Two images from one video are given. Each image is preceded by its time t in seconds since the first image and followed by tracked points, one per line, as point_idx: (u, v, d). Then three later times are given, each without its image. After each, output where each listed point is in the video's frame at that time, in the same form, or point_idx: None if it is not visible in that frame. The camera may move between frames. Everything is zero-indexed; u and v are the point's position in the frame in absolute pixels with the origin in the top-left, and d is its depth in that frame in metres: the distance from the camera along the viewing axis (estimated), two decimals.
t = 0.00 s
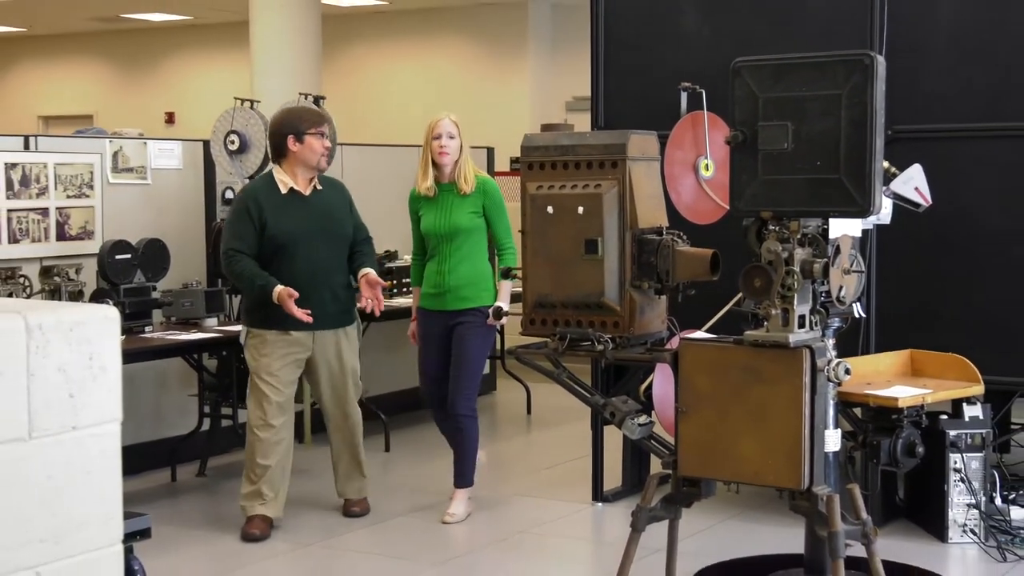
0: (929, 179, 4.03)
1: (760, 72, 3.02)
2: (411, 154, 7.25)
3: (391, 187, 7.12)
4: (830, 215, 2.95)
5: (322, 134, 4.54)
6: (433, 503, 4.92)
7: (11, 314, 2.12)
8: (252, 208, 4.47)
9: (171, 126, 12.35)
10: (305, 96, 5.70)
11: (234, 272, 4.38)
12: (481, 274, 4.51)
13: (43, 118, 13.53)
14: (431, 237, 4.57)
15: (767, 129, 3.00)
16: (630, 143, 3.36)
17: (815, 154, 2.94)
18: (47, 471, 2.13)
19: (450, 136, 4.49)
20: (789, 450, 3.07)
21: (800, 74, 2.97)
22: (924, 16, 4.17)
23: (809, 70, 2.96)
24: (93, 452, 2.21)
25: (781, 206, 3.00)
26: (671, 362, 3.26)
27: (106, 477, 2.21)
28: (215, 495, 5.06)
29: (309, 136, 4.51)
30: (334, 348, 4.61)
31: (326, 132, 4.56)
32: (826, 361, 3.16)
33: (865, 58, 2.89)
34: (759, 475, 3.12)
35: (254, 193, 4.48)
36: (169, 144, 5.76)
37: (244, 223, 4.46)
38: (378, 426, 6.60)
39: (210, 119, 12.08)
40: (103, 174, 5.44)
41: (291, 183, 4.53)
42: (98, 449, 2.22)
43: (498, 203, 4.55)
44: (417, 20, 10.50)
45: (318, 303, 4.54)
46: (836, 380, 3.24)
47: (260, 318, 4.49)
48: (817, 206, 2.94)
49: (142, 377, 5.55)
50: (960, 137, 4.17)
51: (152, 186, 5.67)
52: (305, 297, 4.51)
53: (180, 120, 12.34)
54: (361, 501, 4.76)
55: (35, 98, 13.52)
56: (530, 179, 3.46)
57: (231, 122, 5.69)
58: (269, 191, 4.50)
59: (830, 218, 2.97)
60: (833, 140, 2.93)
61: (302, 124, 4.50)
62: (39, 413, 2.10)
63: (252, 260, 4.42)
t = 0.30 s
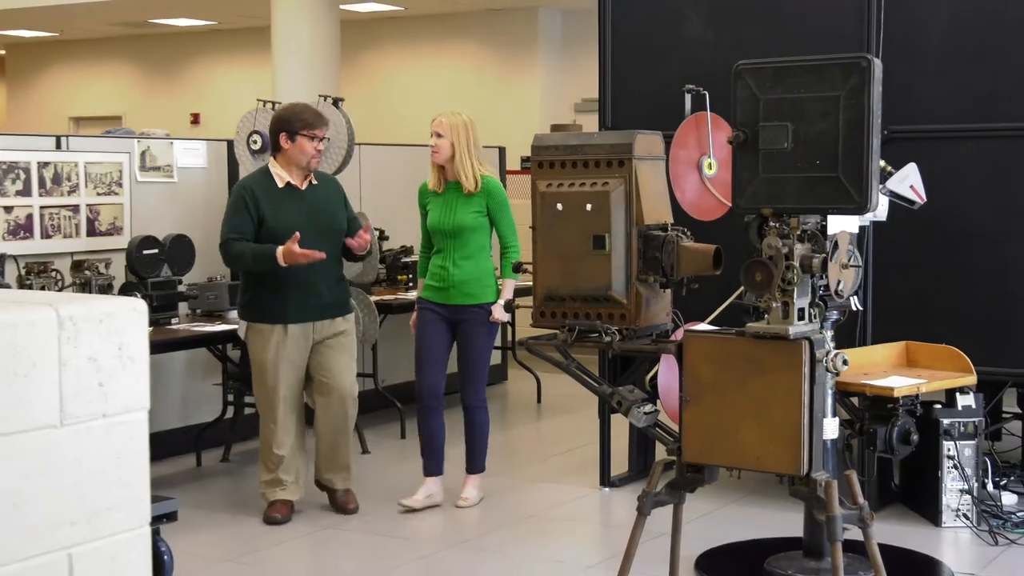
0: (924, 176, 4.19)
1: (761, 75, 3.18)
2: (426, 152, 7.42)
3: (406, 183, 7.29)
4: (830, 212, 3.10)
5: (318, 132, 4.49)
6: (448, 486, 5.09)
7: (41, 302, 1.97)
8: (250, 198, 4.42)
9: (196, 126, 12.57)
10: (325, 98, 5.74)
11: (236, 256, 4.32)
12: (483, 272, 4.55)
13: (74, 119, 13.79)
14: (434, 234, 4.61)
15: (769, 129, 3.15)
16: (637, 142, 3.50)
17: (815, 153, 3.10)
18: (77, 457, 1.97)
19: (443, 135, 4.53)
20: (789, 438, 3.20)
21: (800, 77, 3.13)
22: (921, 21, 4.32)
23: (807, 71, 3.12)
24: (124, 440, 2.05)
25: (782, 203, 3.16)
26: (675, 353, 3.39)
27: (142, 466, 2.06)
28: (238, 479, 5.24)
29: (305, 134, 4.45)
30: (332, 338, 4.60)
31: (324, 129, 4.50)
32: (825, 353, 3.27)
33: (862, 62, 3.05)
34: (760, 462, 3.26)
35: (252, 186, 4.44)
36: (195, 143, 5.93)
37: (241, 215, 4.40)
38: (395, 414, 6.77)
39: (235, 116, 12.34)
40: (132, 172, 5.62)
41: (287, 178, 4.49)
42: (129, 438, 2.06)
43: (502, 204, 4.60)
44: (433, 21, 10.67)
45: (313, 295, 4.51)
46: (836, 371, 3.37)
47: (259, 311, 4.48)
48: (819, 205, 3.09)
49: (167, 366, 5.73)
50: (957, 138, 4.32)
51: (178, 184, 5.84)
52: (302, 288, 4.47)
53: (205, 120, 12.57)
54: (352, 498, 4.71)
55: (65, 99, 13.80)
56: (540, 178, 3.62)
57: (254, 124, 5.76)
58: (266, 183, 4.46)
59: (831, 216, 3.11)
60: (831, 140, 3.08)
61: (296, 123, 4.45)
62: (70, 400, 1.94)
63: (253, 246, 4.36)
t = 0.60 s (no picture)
0: (924, 173, 4.33)
1: (768, 74, 3.24)
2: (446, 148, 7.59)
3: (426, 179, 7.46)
4: (833, 209, 3.16)
5: (339, 132, 4.62)
6: (466, 471, 5.25)
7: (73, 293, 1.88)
8: (272, 200, 4.54)
9: (224, 126, 12.96)
10: (348, 98, 5.91)
11: (261, 256, 4.43)
12: (483, 272, 4.61)
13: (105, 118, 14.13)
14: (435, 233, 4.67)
15: (774, 129, 3.21)
16: (646, 140, 3.65)
17: (817, 152, 3.16)
18: (110, 442, 1.87)
19: (446, 137, 4.60)
20: (794, 425, 3.33)
21: (805, 77, 3.19)
22: (920, 25, 4.47)
23: (810, 73, 3.19)
24: (156, 425, 1.95)
25: (785, 200, 3.22)
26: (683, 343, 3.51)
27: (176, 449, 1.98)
28: (265, 465, 5.41)
29: (328, 134, 4.58)
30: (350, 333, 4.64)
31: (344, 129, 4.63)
32: (828, 344, 3.38)
33: (865, 64, 3.11)
34: (767, 447, 3.38)
35: (275, 188, 4.56)
36: (223, 141, 6.10)
37: (264, 216, 4.53)
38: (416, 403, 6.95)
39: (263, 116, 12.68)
40: (162, 169, 5.79)
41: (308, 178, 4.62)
42: (161, 425, 1.97)
43: (503, 206, 4.65)
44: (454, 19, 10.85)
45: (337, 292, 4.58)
46: (837, 361, 3.47)
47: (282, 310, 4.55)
48: (821, 201, 3.15)
49: (196, 354, 5.90)
50: (957, 137, 4.47)
51: (207, 180, 6.01)
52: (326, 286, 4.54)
53: (233, 121, 12.94)
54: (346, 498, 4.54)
55: (95, 99, 14.13)
56: (555, 176, 3.76)
57: (280, 123, 5.92)
58: (287, 185, 4.58)
59: (832, 213, 3.18)
60: (834, 139, 3.15)
61: (320, 123, 4.57)
62: (102, 386, 1.85)
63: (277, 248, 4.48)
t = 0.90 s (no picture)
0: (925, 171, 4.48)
1: (773, 73, 3.21)
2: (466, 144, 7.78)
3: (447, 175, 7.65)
4: (838, 206, 3.13)
5: (369, 129, 4.67)
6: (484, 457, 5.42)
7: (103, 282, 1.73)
8: (302, 194, 4.60)
9: (251, 126, 13.36)
10: (370, 97, 6.08)
11: (287, 247, 4.50)
12: (482, 265, 4.69)
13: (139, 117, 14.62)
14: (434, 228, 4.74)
15: (780, 126, 3.16)
16: (658, 138, 3.57)
17: (824, 148, 3.11)
18: (141, 429, 1.72)
19: (452, 130, 4.64)
20: (799, 414, 3.30)
21: (810, 77, 3.15)
22: (922, 27, 4.62)
23: (814, 71, 3.14)
24: (183, 415, 1.78)
25: (792, 197, 3.17)
26: (692, 335, 3.50)
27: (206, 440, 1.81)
28: (290, 450, 5.59)
29: (359, 131, 4.63)
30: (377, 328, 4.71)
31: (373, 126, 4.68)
32: (832, 336, 3.39)
33: (869, 62, 3.07)
34: (771, 434, 3.36)
35: (305, 183, 4.63)
36: (251, 140, 6.29)
37: (293, 209, 4.59)
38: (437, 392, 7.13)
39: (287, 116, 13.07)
40: (192, 167, 5.98)
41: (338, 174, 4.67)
42: (192, 413, 1.79)
43: (500, 201, 4.77)
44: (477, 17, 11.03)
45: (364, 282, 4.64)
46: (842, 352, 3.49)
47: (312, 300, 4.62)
48: (827, 199, 3.11)
49: (224, 344, 6.09)
50: (958, 135, 4.61)
51: (235, 177, 6.20)
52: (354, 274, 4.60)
53: (260, 121, 13.34)
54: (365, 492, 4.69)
55: (131, 98, 14.64)
56: (568, 172, 3.70)
57: (304, 123, 6.10)
58: (318, 180, 4.65)
59: (838, 209, 3.14)
60: (839, 137, 3.10)
61: (351, 121, 4.62)
62: (137, 373, 1.70)
63: (304, 239, 4.54)
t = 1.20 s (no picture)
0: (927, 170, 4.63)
1: (783, 76, 3.38)
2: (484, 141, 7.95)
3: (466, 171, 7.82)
4: (840, 202, 3.30)
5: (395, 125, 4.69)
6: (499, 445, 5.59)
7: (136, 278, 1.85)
8: (332, 190, 4.60)
9: (276, 126, 13.68)
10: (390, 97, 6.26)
11: (316, 243, 4.50)
12: (492, 261, 4.82)
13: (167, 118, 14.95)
14: (445, 226, 4.90)
15: (787, 126, 3.34)
16: (668, 137, 3.70)
17: (829, 147, 3.29)
18: (171, 416, 1.84)
19: (465, 132, 4.78)
20: (804, 403, 3.47)
21: (818, 79, 3.32)
22: (924, 30, 4.76)
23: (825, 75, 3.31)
24: (209, 405, 1.90)
25: (798, 193, 3.35)
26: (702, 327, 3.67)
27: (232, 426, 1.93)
28: (313, 438, 5.77)
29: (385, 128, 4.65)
30: (404, 321, 4.72)
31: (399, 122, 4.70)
32: (836, 326, 3.56)
33: (873, 66, 3.25)
34: (777, 423, 3.53)
35: (333, 179, 4.62)
36: (275, 138, 6.48)
37: (322, 204, 4.59)
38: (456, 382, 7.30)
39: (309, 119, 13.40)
40: (220, 165, 6.16)
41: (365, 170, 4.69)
42: (217, 404, 1.91)
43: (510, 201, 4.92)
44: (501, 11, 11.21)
45: (392, 277, 4.63)
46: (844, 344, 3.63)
47: (340, 294, 4.59)
48: (829, 195, 3.29)
49: (250, 334, 6.26)
50: (960, 134, 4.75)
51: (260, 175, 6.39)
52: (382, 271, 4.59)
53: (284, 121, 13.66)
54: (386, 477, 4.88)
55: (159, 98, 14.97)
56: (582, 171, 3.83)
57: (327, 122, 6.28)
58: (348, 176, 4.64)
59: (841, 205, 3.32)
60: (842, 135, 3.28)
61: (377, 117, 4.63)
62: (166, 362, 1.82)
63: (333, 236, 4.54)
